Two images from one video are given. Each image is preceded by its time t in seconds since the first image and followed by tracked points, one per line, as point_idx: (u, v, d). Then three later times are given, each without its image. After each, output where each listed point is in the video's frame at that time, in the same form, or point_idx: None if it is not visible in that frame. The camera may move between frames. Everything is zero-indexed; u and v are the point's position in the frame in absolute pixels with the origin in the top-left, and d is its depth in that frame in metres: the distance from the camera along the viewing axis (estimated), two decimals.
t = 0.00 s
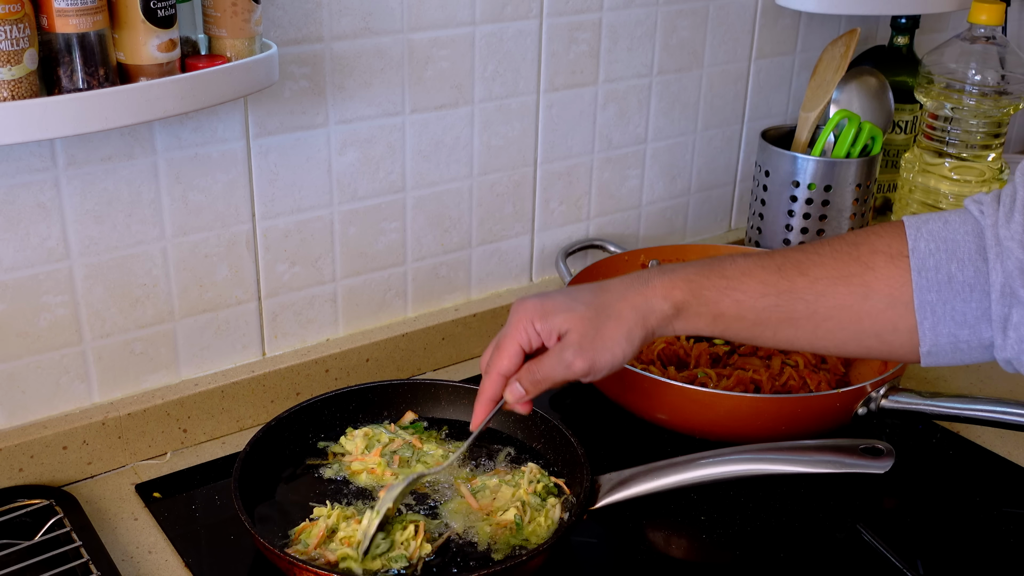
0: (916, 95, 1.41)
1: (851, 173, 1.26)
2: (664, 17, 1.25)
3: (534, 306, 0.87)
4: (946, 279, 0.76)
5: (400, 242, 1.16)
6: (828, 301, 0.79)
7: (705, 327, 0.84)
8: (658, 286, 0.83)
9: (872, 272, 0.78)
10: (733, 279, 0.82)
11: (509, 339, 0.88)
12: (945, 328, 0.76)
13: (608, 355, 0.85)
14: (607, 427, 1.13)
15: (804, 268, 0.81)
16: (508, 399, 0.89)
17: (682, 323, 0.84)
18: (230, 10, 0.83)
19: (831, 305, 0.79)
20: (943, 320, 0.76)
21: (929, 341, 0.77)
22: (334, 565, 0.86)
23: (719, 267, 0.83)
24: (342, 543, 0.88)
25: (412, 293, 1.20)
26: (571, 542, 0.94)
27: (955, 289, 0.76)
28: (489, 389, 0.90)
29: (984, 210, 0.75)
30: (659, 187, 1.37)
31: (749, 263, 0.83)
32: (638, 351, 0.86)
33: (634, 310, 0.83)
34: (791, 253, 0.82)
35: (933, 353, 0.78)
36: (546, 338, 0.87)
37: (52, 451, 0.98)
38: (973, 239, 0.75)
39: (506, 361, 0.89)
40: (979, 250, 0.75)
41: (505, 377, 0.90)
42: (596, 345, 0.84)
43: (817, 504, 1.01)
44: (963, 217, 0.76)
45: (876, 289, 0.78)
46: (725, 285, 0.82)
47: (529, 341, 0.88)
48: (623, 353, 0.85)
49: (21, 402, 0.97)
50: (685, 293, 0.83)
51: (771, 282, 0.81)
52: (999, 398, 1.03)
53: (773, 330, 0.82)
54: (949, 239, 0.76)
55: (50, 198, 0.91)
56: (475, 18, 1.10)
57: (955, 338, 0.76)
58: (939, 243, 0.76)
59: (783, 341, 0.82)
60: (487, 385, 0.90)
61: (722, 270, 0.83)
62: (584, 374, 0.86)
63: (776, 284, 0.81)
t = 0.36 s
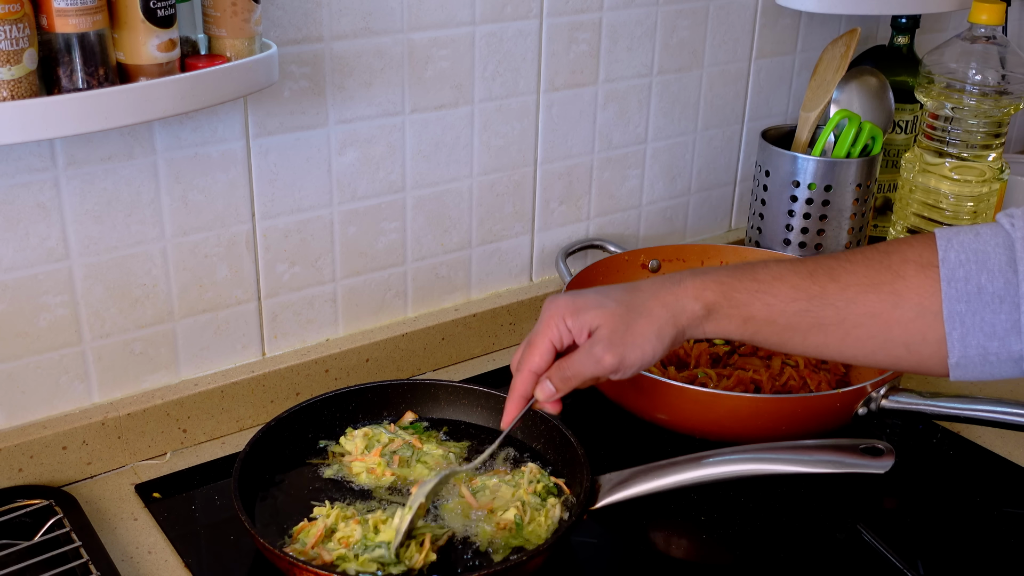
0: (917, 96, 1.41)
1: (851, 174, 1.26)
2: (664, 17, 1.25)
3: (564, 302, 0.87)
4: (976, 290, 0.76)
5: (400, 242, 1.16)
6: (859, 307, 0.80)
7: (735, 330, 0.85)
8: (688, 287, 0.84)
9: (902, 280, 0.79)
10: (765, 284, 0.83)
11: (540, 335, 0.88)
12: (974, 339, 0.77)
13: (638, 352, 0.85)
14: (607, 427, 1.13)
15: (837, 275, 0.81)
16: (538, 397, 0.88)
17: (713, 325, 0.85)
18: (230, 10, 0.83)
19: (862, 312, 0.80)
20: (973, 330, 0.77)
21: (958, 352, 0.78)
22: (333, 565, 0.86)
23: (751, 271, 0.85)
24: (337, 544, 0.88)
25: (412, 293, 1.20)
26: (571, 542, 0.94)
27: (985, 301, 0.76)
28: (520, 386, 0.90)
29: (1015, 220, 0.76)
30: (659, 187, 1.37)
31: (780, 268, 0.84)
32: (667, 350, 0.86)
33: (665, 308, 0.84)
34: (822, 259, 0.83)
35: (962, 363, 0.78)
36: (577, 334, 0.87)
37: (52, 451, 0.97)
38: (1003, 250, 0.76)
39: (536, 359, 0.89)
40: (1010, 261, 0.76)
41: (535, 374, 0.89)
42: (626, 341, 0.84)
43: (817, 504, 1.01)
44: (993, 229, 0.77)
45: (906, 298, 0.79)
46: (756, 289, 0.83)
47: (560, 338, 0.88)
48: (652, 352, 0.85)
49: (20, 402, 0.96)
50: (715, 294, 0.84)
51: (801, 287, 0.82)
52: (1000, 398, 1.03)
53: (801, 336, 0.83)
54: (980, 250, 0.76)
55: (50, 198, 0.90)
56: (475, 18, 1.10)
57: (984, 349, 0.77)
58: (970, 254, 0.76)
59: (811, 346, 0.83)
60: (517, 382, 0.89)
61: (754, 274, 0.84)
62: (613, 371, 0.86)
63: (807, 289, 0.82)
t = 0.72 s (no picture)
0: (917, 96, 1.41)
1: (851, 174, 1.26)
2: (664, 17, 1.25)
3: (551, 313, 0.87)
4: (963, 293, 0.76)
5: (400, 242, 1.16)
6: (846, 314, 0.80)
7: (723, 339, 0.84)
8: (675, 298, 0.84)
9: (889, 286, 0.79)
10: (751, 293, 0.83)
11: (525, 345, 0.88)
12: (962, 342, 0.76)
13: (623, 364, 0.84)
14: (607, 428, 1.13)
15: (823, 283, 0.81)
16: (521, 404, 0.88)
17: (699, 335, 0.84)
18: (230, 10, 0.83)
19: (848, 319, 0.80)
20: (961, 333, 0.76)
21: (947, 355, 0.77)
22: (331, 565, 0.86)
23: (736, 279, 0.84)
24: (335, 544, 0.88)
25: (412, 293, 1.20)
26: (571, 542, 0.94)
27: (972, 303, 0.75)
28: (504, 394, 0.90)
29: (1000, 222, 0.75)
30: (659, 187, 1.37)
31: (765, 276, 0.84)
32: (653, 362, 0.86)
33: (651, 320, 0.84)
34: (810, 267, 0.83)
35: (952, 367, 0.77)
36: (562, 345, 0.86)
37: (52, 451, 0.97)
38: (991, 253, 0.75)
39: (520, 368, 0.88)
40: (997, 264, 0.75)
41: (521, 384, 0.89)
42: (611, 353, 0.84)
43: (818, 504, 1.00)
44: (980, 232, 0.76)
45: (893, 303, 0.79)
46: (741, 298, 0.83)
47: (545, 348, 0.87)
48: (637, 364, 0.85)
49: (20, 402, 0.96)
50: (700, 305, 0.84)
51: (788, 295, 0.82)
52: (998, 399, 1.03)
53: (789, 343, 0.83)
54: (967, 254, 0.76)
55: (50, 198, 0.90)
56: (475, 18, 1.10)
57: (972, 352, 0.76)
58: (956, 257, 0.76)
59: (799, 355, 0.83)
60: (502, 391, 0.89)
61: (739, 282, 0.84)
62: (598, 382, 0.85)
63: (792, 297, 0.82)
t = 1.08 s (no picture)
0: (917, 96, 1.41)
1: (851, 174, 1.26)
2: (664, 17, 1.25)
3: (511, 301, 0.86)
4: (924, 283, 0.76)
5: (400, 242, 1.16)
6: (806, 304, 0.80)
7: (683, 328, 0.84)
8: (636, 288, 0.83)
9: (849, 276, 0.79)
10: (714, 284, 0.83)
11: (485, 330, 0.88)
12: (923, 332, 0.76)
13: (581, 354, 0.85)
14: (607, 428, 1.13)
15: (782, 272, 0.81)
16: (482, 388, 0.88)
17: (660, 325, 0.84)
18: (230, 10, 0.83)
19: (808, 309, 0.80)
20: (922, 324, 0.76)
21: (907, 346, 0.77)
22: (331, 565, 0.86)
23: (697, 270, 0.84)
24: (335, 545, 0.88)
25: (412, 293, 1.20)
26: (571, 542, 0.94)
27: (933, 294, 0.76)
28: (464, 377, 0.90)
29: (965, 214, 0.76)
30: (659, 187, 1.37)
31: (726, 263, 0.84)
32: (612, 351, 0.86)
33: (610, 311, 0.84)
34: (771, 254, 0.83)
35: (911, 357, 0.77)
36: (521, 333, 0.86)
37: (52, 451, 0.97)
38: (953, 244, 0.76)
39: (480, 352, 0.88)
40: (959, 255, 0.75)
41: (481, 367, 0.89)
42: (569, 343, 0.84)
43: (817, 504, 1.01)
44: (941, 223, 0.77)
45: (854, 294, 0.79)
46: (702, 288, 0.83)
47: (505, 335, 0.87)
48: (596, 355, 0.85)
49: (21, 402, 0.97)
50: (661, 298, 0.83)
51: (749, 287, 0.81)
52: (998, 398, 1.03)
53: (750, 333, 0.83)
54: (929, 244, 0.76)
55: (50, 198, 0.91)
56: (475, 18, 1.10)
57: (933, 343, 0.76)
58: (919, 248, 0.76)
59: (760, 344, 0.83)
60: (462, 375, 0.89)
61: (700, 273, 0.83)
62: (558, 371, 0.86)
63: (753, 288, 0.81)
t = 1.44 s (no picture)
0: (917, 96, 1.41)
1: (851, 174, 1.26)
2: (664, 17, 1.25)
3: (551, 292, 0.87)
4: (960, 291, 0.77)
5: (400, 242, 1.16)
6: (843, 307, 0.81)
7: (721, 325, 0.86)
8: (676, 282, 0.85)
9: (887, 281, 0.80)
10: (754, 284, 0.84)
11: (525, 322, 0.88)
12: (957, 341, 0.78)
13: (621, 344, 0.85)
14: (607, 428, 1.13)
15: (822, 274, 0.82)
16: (520, 381, 0.87)
17: (698, 319, 0.85)
18: (230, 10, 0.83)
19: (845, 311, 0.81)
20: (957, 331, 0.78)
21: (941, 353, 0.79)
22: (329, 565, 0.87)
23: (738, 267, 0.85)
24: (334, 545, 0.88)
25: (412, 293, 1.20)
26: (571, 542, 0.94)
27: (969, 302, 0.77)
28: (503, 370, 0.89)
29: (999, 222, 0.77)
30: (659, 187, 1.37)
31: (764, 264, 0.85)
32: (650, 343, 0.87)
33: (650, 302, 0.85)
34: (808, 256, 0.84)
35: (945, 365, 0.79)
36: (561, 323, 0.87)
37: (52, 451, 0.97)
38: (988, 252, 0.77)
39: (520, 344, 0.88)
40: (994, 263, 0.77)
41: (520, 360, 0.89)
42: (610, 332, 0.84)
43: (817, 503, 1.01)
44: (977, 231, 0.78)
45: (891, 299, 0.80)
46: (741, 285, 0.84)
47: (545, 326, 0.87)
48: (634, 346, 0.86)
49: (20, 402, 0.97)
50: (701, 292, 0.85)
51: (788, 287, 0.83)
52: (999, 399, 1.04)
53: (785, 333, 0.84)
54: (965, 252, 0.77)
55: (50, 198, 0.91)
56: (475, 18, 1.10)
57: (967, 351, 0.78)
58: (955, 255, 0.77)
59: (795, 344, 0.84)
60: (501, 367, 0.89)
61: (739, 270, 0.85)
62: (596, 362, 0.86)
63: (792, 287, 0.83)
